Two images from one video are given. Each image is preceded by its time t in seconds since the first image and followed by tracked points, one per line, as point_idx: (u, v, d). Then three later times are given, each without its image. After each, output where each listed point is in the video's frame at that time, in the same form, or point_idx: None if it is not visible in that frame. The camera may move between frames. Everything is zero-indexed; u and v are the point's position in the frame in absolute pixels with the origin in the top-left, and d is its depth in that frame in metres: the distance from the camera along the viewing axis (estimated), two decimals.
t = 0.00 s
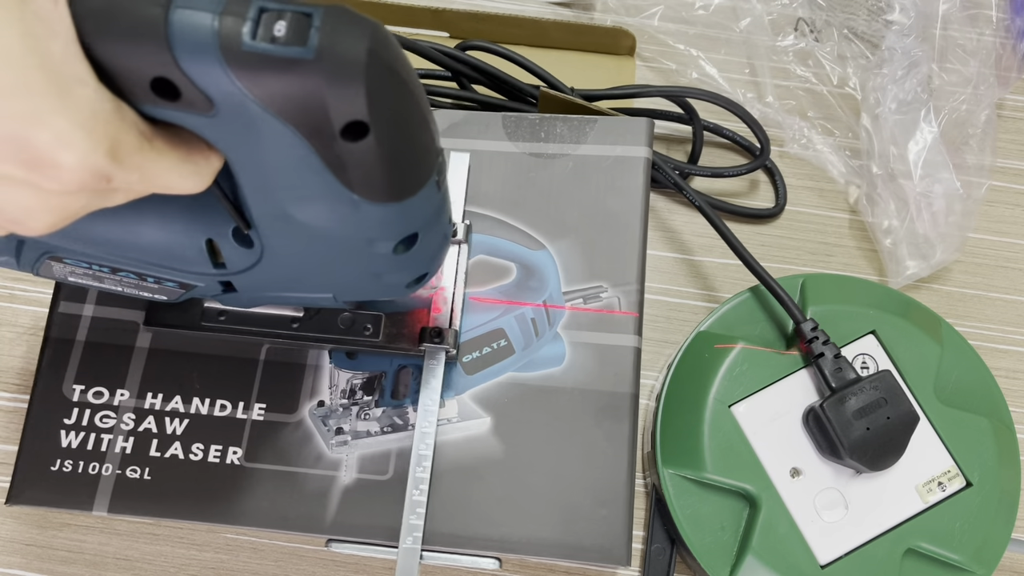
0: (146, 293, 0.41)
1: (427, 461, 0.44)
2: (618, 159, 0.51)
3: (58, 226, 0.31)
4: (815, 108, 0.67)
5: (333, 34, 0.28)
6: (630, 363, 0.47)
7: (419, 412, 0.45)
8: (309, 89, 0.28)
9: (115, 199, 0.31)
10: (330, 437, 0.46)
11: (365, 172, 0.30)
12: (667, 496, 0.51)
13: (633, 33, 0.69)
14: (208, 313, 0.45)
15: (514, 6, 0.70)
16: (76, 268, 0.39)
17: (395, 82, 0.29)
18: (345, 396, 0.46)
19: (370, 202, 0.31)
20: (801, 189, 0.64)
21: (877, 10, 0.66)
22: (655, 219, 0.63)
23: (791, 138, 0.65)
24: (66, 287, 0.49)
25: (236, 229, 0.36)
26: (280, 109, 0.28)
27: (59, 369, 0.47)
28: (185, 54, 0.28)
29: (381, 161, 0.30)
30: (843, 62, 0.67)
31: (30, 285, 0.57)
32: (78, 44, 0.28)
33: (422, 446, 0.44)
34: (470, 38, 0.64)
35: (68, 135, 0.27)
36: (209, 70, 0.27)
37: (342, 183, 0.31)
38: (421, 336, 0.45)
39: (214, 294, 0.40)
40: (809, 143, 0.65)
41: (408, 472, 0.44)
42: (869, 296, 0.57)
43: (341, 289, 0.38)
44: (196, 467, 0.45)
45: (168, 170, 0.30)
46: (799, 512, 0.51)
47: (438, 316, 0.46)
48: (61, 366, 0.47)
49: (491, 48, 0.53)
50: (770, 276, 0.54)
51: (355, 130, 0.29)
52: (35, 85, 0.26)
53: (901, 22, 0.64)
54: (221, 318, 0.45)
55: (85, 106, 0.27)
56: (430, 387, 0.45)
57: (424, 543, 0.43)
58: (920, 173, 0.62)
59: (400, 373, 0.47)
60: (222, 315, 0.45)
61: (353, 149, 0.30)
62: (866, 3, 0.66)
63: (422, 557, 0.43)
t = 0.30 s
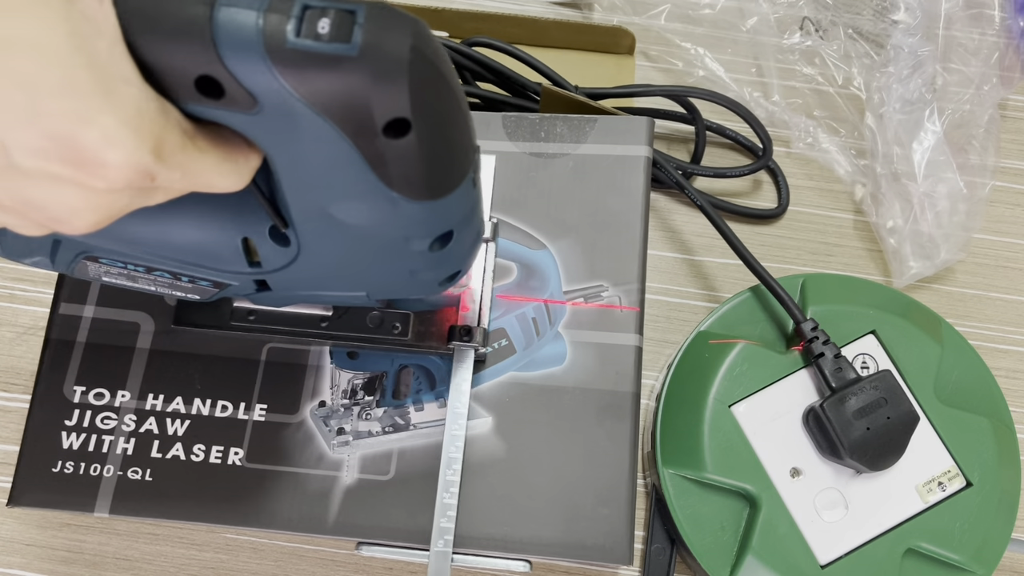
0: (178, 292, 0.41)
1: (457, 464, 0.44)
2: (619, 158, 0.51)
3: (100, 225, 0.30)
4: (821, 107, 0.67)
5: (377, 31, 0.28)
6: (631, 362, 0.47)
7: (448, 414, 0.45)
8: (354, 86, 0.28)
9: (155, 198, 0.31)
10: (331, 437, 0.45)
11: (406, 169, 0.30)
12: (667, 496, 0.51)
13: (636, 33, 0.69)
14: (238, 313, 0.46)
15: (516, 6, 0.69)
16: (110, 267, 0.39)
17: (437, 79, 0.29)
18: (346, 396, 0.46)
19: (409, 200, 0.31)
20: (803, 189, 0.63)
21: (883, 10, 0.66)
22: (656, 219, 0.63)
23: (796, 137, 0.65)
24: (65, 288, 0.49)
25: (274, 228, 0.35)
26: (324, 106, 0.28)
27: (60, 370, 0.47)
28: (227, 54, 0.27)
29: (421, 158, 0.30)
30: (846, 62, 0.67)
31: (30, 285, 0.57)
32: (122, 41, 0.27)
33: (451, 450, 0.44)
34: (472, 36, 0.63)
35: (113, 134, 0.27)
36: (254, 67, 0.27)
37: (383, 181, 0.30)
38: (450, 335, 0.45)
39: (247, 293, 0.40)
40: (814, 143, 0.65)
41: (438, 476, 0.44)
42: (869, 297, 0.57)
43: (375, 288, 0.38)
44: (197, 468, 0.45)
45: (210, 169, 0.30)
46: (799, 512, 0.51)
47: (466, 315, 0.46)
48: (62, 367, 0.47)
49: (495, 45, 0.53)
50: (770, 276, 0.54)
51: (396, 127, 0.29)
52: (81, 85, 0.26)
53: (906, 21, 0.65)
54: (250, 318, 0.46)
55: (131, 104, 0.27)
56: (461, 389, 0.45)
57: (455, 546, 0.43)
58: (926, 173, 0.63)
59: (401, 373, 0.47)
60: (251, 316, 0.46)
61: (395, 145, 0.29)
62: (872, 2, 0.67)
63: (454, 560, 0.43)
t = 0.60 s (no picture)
0: (218, 290, 0.42)
1: (495, 465, 0.44)
2: (619, 158, 0.51)
3: (151, 225, 0.30)
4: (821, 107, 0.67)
5: (430, 25, 0.27)
6: (631, 362, 0.46)
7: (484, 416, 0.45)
8: (408, 82, 0.27)
9: (205, 197, 0.30)
10: (331, 437, 0.45)
11: (455, 165, 0.30)
12: (667, 496, 0.51)
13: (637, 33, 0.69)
14: (272, 311, 0.46)
15: (516, 6, 0.69)
16: (153, 267, 0.40)
17: (488, 73, 0.29)
18: (346, 396, 0.46)
19: (456, 195, 0.31)
20: (802, 189, 0.63)
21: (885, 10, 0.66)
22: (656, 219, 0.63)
23: (797, 137, 0.65)
24: (65, 287, 0.49)
25: (319, 224, 0.35)
26: (377, 103, 0.28)
27: (59, 370, 0.47)
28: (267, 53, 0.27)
29: (470, 154, 0.30)
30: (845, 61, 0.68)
31: (30, 285, 0.57)
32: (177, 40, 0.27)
33: (489, 450, 0.44)
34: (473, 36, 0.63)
35: (171, 132, 0.26)
36: (308, 64, 0.27)
37: (431, 177, 0.30)
38: (484, 331, 0.45)
39: (289, 288, 0.40)
40: (814, 142, 0.65)
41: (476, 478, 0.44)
42: (868, 296, 0.57)
43: (417, 282, 0.38)
44: (197, 468, 0.45)
45: (260, 165, 0.30)
46: (799, 512, 0.51)
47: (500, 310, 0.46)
48: (62, 367, 0.47)
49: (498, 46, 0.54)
50: (771, 276, 0.54)
51: (448, 123, 0.28)
52: (139, 83, 0.26)
53: (909, 19, 0.65)
54: (285, 316, 0.45)
55: (186, 103, 0.27)
56: (496, 389, 0.45)
57: (494, 548, 0.43)
58: (928, 172, 0.63)
59: (402, 373, 0.47)
60: (286, 314, 0.46)
61: (446, 141, 0.29)
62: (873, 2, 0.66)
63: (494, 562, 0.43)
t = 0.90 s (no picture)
0: (261, 287, 0.41)
1: (535, 471, 0.44)
2: (619, 158, 0.51)
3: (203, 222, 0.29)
4: (820, 106, 0.67)
5: (481, 14, 0.27)
6: (631, 362, 0.46)
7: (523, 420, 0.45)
8: (461, 73, 0.27)
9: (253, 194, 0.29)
10: (332, 437, 0.45)
11: (503, 155, 0.30)
12: (667, 496, 0.51)
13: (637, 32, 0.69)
14: (311, 307, 0.44)
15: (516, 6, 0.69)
16: (197, 265, 0.39)
17: (536, 63, 0.29)
18: (346, 395, 0.46)
19: (504, 186, 0.31)
20: (801, 189, 0.63)
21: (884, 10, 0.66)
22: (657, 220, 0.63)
23: (796, 137, 0.65)
24: (66, 286, 0.49)
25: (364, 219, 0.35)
26: (428, 96, 0.28)
27: (59, 370, 0.47)
28: (302, 45, 0.27)
29: (517, 143, 0.30)
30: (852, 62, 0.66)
31: (30, 285, 0.57)
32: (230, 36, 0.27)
33: (530, 457, 0.44)
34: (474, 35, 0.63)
35: (230, 129, 0.25)
36: (361, 56, 0.27)
37: (480, 169, 0.30)
38: (522, 323, 0.44)
39: (331, 285, 0.39)
40: (813, 142, 0.65)
41: (517, 484, 0.44)
42: (868, 296, 0.57)
43: (460, 279, 0.37)
44: (197, 468, 0.45)
45: (311, 160, 0.29)
46: (798, 512, 0.51)
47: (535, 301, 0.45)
48: (61, 367, 0.47)
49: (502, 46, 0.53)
50: (770, 275, 0.54)
51: (499, 113, 0.29)
52: (197, 79, 0.25)
53: (907, 19, 0.65)
54: (324, 311, 0.44)
55: (243, 97, 0.26)
56: (535, 396, 0.45)
57: (538, 554, 0.43)
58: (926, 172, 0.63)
59: (401, 373, 0.46)
60: (325, 309, 0.44)
61: (495, 131, 0.29)
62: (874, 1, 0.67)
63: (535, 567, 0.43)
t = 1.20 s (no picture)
0: (280, 285, 0.41)
1: (555, 473, 0.43)
2: (620, 157, 0.51)
3: (217, 216, 0.29)
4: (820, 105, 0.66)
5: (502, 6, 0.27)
6: (633, 362, 0.46)
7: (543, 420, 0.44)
8: (483, 66, 0.27)
9: (271, 189, 0.29)
10: (333, 437, 0.45)
11: (526, 148, 0.29)
12: (667, 496, 0.51)
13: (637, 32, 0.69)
14: (329, 305, 0.44)
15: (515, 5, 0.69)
16: (216, 263, 0.38)
17: (556, 53, 0.28)
18: (347, 395, 0.46)
19: (525, 180, 0.30)
20: (800, 189, 0.63)
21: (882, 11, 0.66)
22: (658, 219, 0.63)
23: (795, 136, 0.65)
24: (66, 288, 0.49)
25: (386, 215, 0.34)
26: (452, 91, 0.27)
27: (60, 371, 0.47)
28: (319, 41, 0.26)
29: (538, 135, 0.29)
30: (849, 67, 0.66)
31: (30, 285, 0.57)
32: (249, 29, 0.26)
33: (548, 459, 0.43)
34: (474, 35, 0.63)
35: (241, 110, 0.25)
36: (384, 52, 0.26)
37: (502, 163, 0.30)
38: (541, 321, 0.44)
39: (353, 282, 0.39)
40: (812, 142, 0.65)
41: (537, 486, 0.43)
42: (868, 296, 0.57)
43: (479, 275, 0.37)
44: (197, 468, 0.45)
45: (329, 160, 0.29)
46: (798, 512, 0.51)
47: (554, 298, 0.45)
48: (63, 367, 0.47)
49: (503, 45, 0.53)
50: (769, 274, 0.54)
51: (520, 105, 0.28)
52: (213, 60, 0.25)
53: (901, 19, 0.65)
54: (342, 310, 0.44)
55: (258, 82, 0.25)
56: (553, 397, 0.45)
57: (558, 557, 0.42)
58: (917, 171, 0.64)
59: (403, 372, 0.46)
60: (342, 307, 0.44)
61: (517, 123, 0.28)
62: None
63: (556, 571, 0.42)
